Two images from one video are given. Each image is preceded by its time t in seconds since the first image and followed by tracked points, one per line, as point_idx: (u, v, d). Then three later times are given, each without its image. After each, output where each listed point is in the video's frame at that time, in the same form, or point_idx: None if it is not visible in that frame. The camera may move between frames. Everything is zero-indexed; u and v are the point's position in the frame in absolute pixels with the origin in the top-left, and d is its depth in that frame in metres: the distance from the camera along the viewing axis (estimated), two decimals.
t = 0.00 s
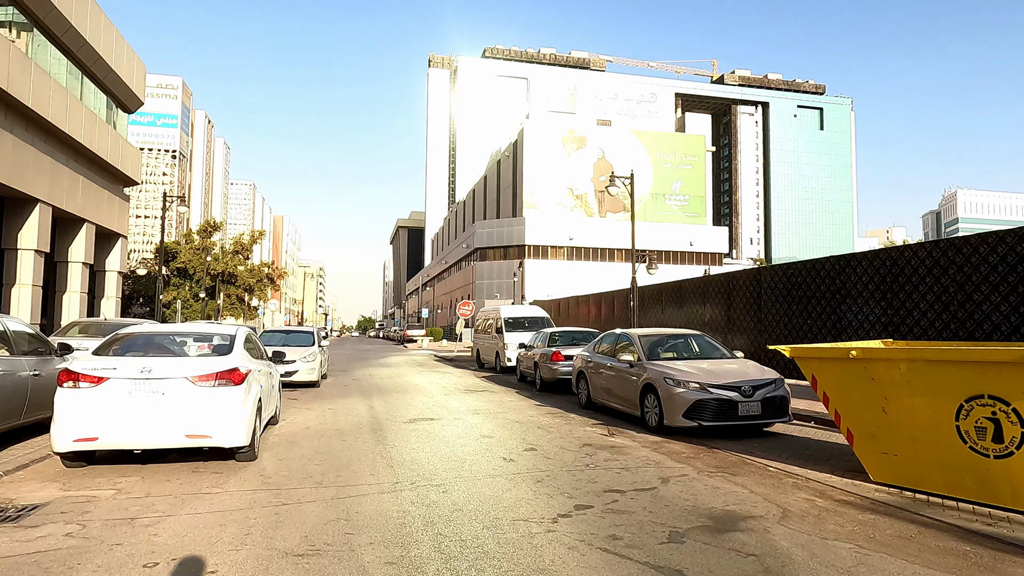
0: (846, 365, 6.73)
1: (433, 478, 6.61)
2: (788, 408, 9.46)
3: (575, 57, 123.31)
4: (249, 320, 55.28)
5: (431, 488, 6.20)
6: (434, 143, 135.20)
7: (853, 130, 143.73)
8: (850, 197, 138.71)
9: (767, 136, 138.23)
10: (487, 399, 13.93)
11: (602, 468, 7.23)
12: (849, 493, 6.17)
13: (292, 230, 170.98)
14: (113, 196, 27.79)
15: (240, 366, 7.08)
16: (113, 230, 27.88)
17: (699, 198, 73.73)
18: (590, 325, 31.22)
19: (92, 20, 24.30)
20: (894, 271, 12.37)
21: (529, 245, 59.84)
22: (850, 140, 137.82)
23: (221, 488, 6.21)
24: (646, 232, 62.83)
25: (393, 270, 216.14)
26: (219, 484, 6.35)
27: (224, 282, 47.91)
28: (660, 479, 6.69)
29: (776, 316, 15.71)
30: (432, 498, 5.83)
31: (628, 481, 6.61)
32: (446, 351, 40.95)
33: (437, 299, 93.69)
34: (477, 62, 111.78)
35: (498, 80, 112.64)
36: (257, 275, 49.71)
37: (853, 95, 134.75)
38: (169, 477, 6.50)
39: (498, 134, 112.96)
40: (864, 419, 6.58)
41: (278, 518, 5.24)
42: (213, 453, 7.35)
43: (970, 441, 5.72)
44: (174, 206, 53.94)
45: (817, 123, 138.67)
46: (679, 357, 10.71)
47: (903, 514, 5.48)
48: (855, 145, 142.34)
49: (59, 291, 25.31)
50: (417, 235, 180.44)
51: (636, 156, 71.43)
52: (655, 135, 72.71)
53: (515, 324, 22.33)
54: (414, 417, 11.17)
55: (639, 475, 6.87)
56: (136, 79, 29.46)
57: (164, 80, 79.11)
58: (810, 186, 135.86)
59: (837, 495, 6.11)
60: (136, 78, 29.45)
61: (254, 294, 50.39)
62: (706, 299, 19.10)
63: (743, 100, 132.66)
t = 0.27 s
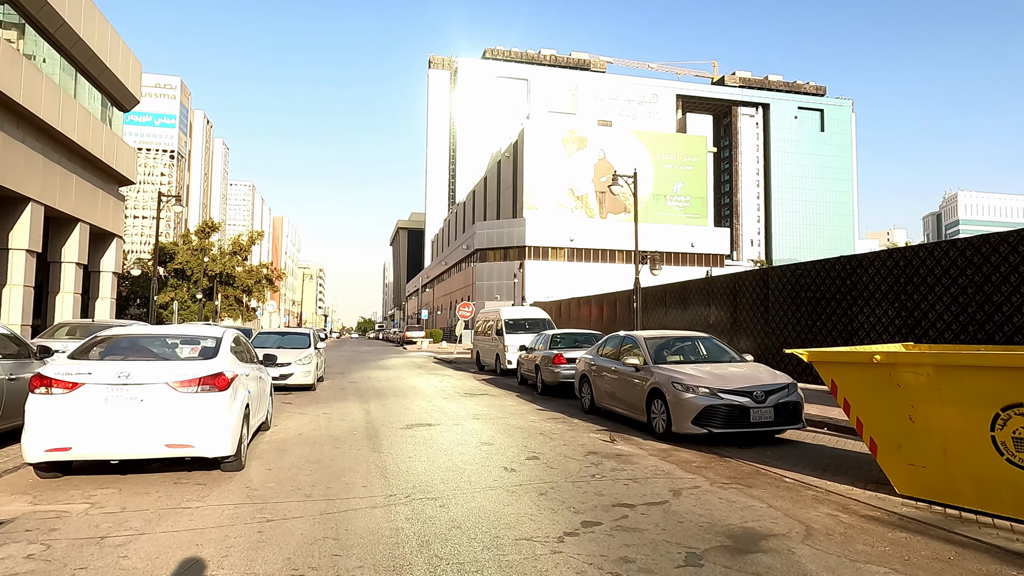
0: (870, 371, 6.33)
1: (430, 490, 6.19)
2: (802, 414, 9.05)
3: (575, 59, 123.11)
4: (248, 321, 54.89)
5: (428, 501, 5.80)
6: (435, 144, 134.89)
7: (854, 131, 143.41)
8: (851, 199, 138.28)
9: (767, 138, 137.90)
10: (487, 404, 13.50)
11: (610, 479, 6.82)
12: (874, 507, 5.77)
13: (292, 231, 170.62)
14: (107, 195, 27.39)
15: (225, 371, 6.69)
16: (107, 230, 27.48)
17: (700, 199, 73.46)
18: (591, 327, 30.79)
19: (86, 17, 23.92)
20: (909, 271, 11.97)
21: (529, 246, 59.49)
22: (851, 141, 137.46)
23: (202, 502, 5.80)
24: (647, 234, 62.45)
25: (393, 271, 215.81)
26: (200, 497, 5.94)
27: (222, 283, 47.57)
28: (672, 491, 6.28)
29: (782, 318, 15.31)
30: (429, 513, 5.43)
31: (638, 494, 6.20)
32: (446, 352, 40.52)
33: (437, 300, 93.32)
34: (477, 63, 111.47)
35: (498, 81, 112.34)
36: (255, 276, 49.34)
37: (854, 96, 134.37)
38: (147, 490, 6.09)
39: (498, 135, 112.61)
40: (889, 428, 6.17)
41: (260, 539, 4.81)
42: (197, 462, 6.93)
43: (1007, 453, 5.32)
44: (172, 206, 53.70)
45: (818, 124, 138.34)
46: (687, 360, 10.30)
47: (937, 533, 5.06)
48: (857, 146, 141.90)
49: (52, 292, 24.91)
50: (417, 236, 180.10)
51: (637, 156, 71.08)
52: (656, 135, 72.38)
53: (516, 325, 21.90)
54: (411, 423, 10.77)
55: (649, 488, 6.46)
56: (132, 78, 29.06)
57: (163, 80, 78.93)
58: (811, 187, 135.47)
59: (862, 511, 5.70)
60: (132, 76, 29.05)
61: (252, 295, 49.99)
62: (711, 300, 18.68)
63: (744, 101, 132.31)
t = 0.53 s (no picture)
0: (895, 371, 5.95)
1: (427, 499, 5.82)
2: (816, 417, 8.66)
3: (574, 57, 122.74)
4: (245, 321, 54.44)
5: (426, 511, 5.42)
6: (433, 143, 134.46)
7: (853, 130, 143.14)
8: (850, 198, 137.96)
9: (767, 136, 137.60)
10: (487, 405, 13.11)
11: (618, 486, 6.44)
12: (902, 518, 5.39)
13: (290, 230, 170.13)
14: (100, 193, 26.94)
15: (210, 372, 6.30)
16: (100, 227, 27.03)
17: (700, 198, 73.19)
18: (592, 326, 30.42)
19: (79, 11, 23.48)
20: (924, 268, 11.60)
21: (528, 245, 59.13)
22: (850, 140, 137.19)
23: (183, 513, 5.40)
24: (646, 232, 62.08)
25: (392, 270, 215.37)
26: (181, 508, 5.55)
27: (218, 282, 47.17)
28: (684, 500, 5.90)
29: (789, 316, 14.93)
30: (427, 525, 5.05)
31: (649, 502, 5.83)
32: (445, 352, 40.12)
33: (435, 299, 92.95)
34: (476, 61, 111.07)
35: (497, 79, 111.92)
36: (252, 275, 48.92)
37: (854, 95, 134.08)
38: (125, 499, 5.70)
39: (497, 134, 112.24)
40: (916, 432, 5.80)
41: (242, 554, 4.43)
42: (180, 469, 6.54)
43: None
44: (169, 204, 53.29)
45: (817, 123, 138.06)
46: (694, 360, 9.93)
47: (974, 547, 4.69)
48: (856, 145, 141.65)
49: (44, 290, 24.47)
50: (415, 235, 179.68)
51: (637, 155, 70.74)
52: (656, 134, 72.02)
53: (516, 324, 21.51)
54: (408, 425, 10.38)
55: (660, 496, 6.08)
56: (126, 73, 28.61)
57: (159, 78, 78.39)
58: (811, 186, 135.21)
59: (889, 522, 5.32)
60: (126, 71, 28.60)
61: (249, 294, 49.54)
62: (716, 298, 18.27)
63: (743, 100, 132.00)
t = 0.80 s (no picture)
0: (926, 374, 5.59)
1: (428, 512, 5.44)
2: (833, 420, 8.29)
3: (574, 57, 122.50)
4: (243, 321, 54.11)
5: (426, 526, 5.04)
6: (433, 142, 134.15)
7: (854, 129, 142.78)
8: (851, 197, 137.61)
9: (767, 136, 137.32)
10: (489, 407, 12.75)
11: (630, 497, 6.07)
12: (938, 532, 5.02)
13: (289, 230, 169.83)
14: (96, 192, 26.57)
15: (196, 375, 5.92)
16: (95, 227, 26.65)
17: (701, 197, 72.90)
18: (594, 325, 30.06)
19: (73, 8, 23.10)
20: (941, 266, 11.27)
21: (529, 245, 58.81)
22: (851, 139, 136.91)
23: (166, 530, 5.00)
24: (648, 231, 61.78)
25: (391, 270, 215.02)
26: (163, 521, 5.17)
27: (217, 281, 46.81)
28: (702, 512, 5.54)
29: (798, 315, 14.58)
30: (427, 542, 4.67)
31: (663, 515, 5.46)
32: (445, 353, 39.78)
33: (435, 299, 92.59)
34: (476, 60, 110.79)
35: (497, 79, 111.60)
36: (251, 275, 48.57)
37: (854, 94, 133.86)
38: (105, 513, 5.34)
39: (497, 134, 111.92)
40: (950, 440, 5.44)
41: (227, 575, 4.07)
42: (165, 478, 6.18)
43: None
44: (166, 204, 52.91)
45: (818, 122, 137.77)
46: (704, 361, 9.56)
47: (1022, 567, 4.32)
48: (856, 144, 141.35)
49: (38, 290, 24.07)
50: (415, 236, 179.40)
51: (638, 154, 70.43)
52: (657, 132, 71.74)
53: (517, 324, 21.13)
54: (408, 429, 10.02)
55: (675, 507, 5.74)
56: (122, 70, 28.22)
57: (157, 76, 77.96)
58: (812, 186, 134.82)
59: (923, 537, 4.95)
60: (122, 68, 28.24)
61: (248, 294, 49.19)
62: (721, 297, 17.90)
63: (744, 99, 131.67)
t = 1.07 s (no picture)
0: (961, 373, 5.22)
1: (430, 521, 5.09)
2: (852, 421, 7.92)
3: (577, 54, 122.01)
4: (244, 320, 53.81)
5: (426, 537, 4.70)
6: (434, 140, 133.74)
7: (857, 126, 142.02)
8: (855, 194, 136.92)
9: (770, 133, 136.69)
10: (492, 406, 12.41)
11: (643, 503, 5.72)
12: (978, 544, 4.66)
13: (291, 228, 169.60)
14: (93, 188, 26.25)
15: (183, 376, 5.58)
16: (93, 224, 26.34)
17: (705, 194, 72.47)
18: (598, 323, 29.69)
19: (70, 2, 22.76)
20: (960, 261, 10.88)
21: (531, 242, 58.40)
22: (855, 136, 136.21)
23: (149, 541, 4.66)
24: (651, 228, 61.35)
25: (393, 268, 214.64)
26: (146, 532, 4.84)
27: (217, 280, 46.47)
28: (722, 521, 5.18)
29: (810, 312, 14.19)
30: (427, 555, 4.32)
31: (681, 523, 5.11)
32: (447, 352, 39.42)
33: (437, 297, 92.25)
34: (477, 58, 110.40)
35: (498, 76, 111.15)
36: (252, 273, 48.24)
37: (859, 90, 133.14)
38: (84, 522, 5.00)
39: (499, 131, 111.52)
40: (987, 443, 5.08)
41: None
42: (151, 484, 5.84)
43: None
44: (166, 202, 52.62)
45: (821, 119, 137.11)
46: (716, 360, 9.20)
47: None
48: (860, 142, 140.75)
49: (35, 288, 23.77)
50: (417, 234, 178.97)
51: (641, 151, 69.99)
52: (661, 129, 71.31)
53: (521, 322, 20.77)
54: (409, 430, 9.68)
55: (692, 515, 5.38)
56: (120, 65, 27.89)
57: (157, 73, 77.65)
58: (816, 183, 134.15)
59: (962, 549, 4.59)
60: (120, 64, 27.90)
61: (249, 292, 48.87)
62: (729, 294, 17.50)
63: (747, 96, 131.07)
